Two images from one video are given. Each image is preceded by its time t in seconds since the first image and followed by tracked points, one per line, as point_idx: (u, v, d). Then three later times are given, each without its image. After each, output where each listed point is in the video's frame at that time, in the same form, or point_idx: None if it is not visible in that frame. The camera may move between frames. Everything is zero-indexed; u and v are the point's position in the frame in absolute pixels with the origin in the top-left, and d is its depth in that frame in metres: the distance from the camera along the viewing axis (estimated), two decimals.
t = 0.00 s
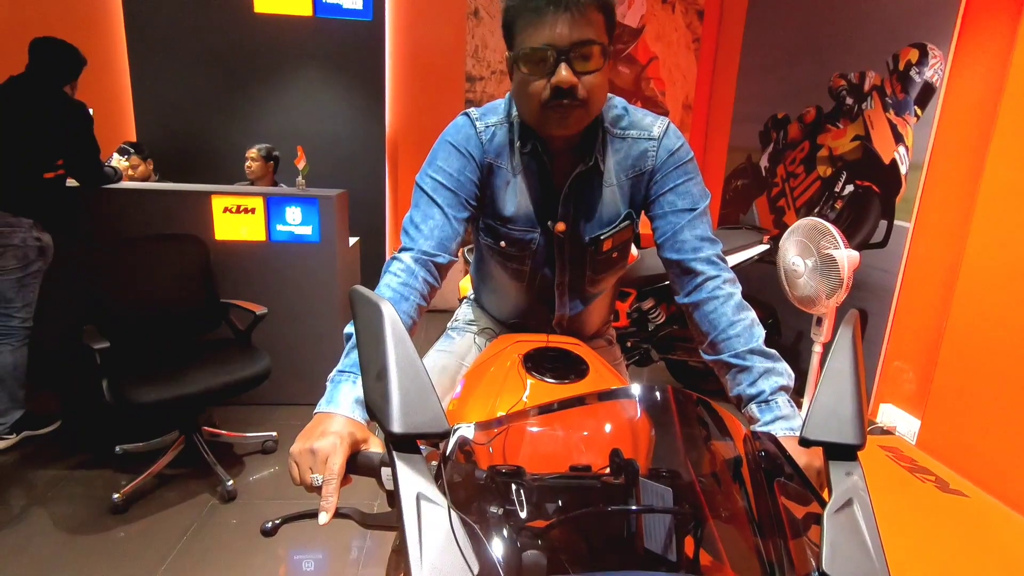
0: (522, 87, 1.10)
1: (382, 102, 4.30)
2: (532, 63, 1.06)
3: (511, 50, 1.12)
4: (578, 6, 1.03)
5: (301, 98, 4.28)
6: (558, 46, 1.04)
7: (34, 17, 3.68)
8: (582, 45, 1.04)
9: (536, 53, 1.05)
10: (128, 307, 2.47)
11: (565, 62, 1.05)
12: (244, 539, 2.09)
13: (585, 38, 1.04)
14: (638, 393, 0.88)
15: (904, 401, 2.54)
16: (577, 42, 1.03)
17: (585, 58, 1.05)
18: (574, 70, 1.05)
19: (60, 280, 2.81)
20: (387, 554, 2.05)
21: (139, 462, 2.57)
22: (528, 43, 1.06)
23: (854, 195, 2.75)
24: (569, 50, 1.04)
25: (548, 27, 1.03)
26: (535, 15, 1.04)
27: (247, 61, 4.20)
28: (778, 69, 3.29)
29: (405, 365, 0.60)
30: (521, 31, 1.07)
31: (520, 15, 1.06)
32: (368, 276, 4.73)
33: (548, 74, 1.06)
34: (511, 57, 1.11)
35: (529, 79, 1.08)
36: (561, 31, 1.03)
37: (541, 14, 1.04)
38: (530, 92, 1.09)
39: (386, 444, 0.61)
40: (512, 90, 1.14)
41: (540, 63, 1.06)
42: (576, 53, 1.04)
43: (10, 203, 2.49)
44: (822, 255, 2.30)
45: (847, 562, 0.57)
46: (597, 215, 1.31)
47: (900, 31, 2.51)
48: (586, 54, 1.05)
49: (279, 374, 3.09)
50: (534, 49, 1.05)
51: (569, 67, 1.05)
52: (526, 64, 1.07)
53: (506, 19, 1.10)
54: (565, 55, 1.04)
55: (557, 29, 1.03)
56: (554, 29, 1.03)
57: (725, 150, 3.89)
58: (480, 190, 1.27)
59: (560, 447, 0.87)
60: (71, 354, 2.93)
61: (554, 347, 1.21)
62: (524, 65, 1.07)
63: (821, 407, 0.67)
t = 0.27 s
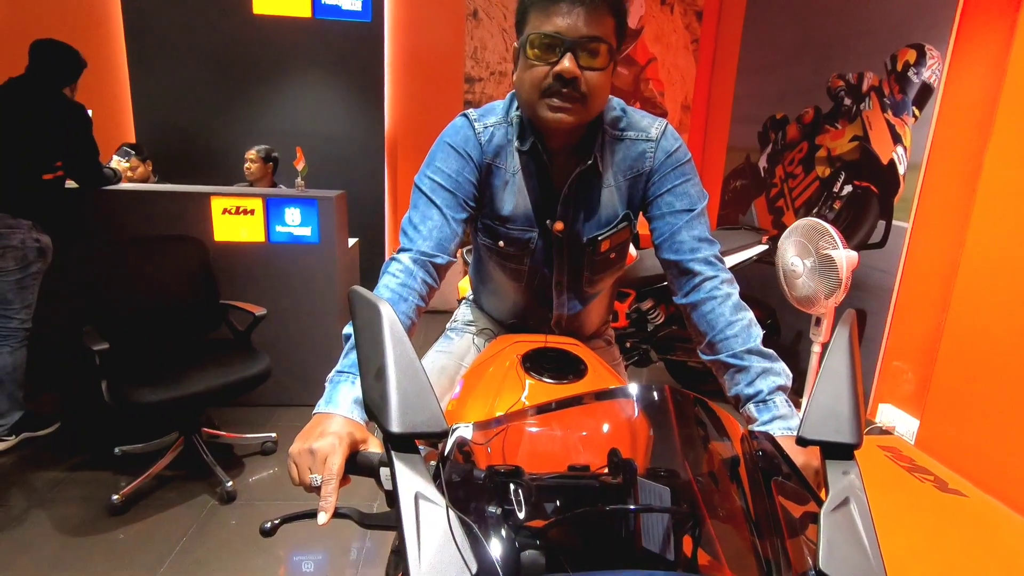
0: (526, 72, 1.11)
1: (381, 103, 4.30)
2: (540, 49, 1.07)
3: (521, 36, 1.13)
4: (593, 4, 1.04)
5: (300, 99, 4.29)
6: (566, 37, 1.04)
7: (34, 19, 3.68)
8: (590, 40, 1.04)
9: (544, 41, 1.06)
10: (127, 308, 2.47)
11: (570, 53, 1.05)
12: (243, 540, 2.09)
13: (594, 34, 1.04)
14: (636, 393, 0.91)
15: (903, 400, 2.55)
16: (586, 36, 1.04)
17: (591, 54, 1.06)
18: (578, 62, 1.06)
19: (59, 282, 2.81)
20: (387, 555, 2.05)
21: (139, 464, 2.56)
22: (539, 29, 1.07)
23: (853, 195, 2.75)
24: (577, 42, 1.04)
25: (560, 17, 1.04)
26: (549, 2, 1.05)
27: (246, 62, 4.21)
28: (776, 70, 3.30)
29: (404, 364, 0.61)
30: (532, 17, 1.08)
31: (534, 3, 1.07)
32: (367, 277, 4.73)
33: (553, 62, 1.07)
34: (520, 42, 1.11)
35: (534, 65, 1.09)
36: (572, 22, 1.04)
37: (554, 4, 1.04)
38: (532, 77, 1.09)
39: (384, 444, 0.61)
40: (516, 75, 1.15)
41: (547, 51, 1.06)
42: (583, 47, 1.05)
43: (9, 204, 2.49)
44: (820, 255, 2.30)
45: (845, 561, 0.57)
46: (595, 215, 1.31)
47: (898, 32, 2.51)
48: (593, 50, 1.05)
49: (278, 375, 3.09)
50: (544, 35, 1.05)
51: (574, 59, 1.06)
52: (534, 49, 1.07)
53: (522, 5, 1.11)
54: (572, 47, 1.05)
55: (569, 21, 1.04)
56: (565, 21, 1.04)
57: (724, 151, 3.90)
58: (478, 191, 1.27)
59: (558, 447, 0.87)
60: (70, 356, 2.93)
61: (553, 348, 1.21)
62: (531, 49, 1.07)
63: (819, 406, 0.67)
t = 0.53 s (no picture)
0: (526, 72, 1.11)
1: (379, 105, 4.31)
2: (541, 50, 1.07)
3: (522, 36, 1.13)
4: (596, 8, 1.04)
5: (298, 102, 4.29)
6: (568, 39, 1.05)
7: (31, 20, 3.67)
8: (592, 43, 1.05)
9: (546, 41, 1.06)
10: (124, 310, 2.47)
11: (571, 55, 1.06)
12: (241, 542, 2.09)
13: (595, 38, 1.05)
14: (631, 393, 0.91)
15: (900, 402, 2.55)
16: (588, 39, 1.05)
17: (592, 57, 1.06)
18: (579, 64, 1.06)
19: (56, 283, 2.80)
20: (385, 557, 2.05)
21: (136, 466, 2.56)
22: (541, 30, 1.07)
23: (849, 197, 2.76)
24: (579, 45, 1.05)
25: (563, 19, 1.05)
26: (553, 4, 1.06)
27: (244, 64, 4.21)
28: (773, 72, 3.31)
29: (402, 366, 0.61)
30: (534, 17, 1.08)
31: (537, 3, 1.07)
32: (365, 279, 4.73)
33: (553, 63, 1.07)
34: (521, 42, 1.12)
35: (534, 65, 1.09)
36: (574, 24, 1.04)
37: (556, 6, 1.05)
38: (532, 77, 1.09)
39: (381, 445, 0.61)
40: (515, 74, 1.15)
41: (548, 51, 1.07)
42: (585, 49, 1.05)
43: (6, 206, 2.48)
44: (817, 257, 2.31)
45: (839, 561, 0.58)
46: (592, 217, 1.31)
47: (893, 35, 2.53)
48: (594, 53, 1.06)
49: (275, 377, 3.09)
50: (545, 36, 1.06)
51: (575, 61, 1.06)
52: (534, 49, 1.08)
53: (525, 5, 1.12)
54: (573, 48, 1.05)
55: (571, 23, 1.04)
56: (567, 22, 1.04)
57: (721, 153, 3.91)
58: (476, 192, 1.28)
59: (554, 448, 0.87)
60: (67, 358, 2.93)
61: (550, 349, 1.22)
62: (532, 49, 1.08)
63: (813, 407, 0.68)
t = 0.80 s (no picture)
0: (525, 71, 1.11)
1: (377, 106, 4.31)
2: (540, 50, 1.07)
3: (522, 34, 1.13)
4: (596, 9, 1.04)
5: (296, 103, 4.29)
6: (567, 40, 1.05)
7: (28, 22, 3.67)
8: (591, 45, 1.05)
9: (545, 41, 1.06)
10: (122, 312, 2.47)
11: (570, 56, 1.06)
12: (240, 544, 2.09)
13: (594, 39, 1.05)
14: (628, 391, 0.90)
15: (897, 400, 2.56)
16: (588, 41, 1.05)
17: (591, 59, 1.06)
18: (578, 66, 1.06)
19: (53, 285, 2.80)
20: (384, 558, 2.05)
21: (134, 468, 2.55)
22: (540, 30, 1.07)
23: (846, 197, 2.76)
24: (578, 47, 1.05)
25: (562, 20, 1.04)
26: (553, 4, 1.05)
27: (241, 66, 4.21)
28: (770, 72, 3.32)
29: (399, 366, 0.61)
30: (534, 17, 1.08)
31: (537, 2, 1.07)
32: (363, 280, 4.73)
33: (553, 64, 1.07)
34: (520, 40, 1.11)
35: (533, 65, 1.09)
36: (573, 25, 1.04)
37: (556, 7, 1.05)
38: (531, 77, 1.10)
39: (379, 444, 0.61)
40: (514, 73, 1.15)
41: (547, 52, 1.07)
42: (584, 50, 1.05)
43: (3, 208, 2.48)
44: (815, 256, 2.31)
45: (835, 558, 0.58)
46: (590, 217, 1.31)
47: (889, 35, 2.54)
48: (594, 55, 1.06)
49: (274, 379, 3.09)
50: (544, 37, 1.05)
51: (574, 62, 1.06)
52: (534, 49, 1.07)
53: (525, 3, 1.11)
54: (572, 50, 1.05)
55: (571, 24, 1.04)
56: (567, 23, 1.04)
57: (719, 153, 3.91)
58: (474, 192, 1.28)
59: (552, 447, 0.88)
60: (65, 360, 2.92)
61: (548, 349, 1.22)
62: (531, 49, 1.08)
63: (810, 405, 0.68)
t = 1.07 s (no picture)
0: (524, 75, 1.11)
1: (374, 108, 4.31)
2: (540, 54, 1.08)
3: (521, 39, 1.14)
4: (596, 14, 1.05)
5: (294, 104, 4.29)
6: (567, 45, 1.06)
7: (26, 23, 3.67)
8: (591, 50, 1.06)
9: (545, 46, 1.07)
10: (119, 314, 2.46)
11: (570, 61, 1.06)
12: (235, 546, 2.09)
13: (594, 44, 1.06)
14: (622, 393, 0.91)
15: (893, 402, 2.57)
16: (587, 46, 1.06)
17: (591, 64, 1.07)
18: (578, 71, 1.07)
19: (50, 287, 2.80)
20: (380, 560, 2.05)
21: (130, 470, 2.55)
22: (540, 34, 1.08)
23: (843, 199, 2.77)
24: (578, 51, 1.06)
25: (562, 24, 1.05)
26: (553, 9, 1.06)
27: (239, 67, 4.21)
28: (767, 75, 3.33)
29: (393, 367, 0.61)
30: (534, 21, 1.08)
31: (537, 7, 1.07)
32: (360, 281, 4.73)
33: (553, 68, 1.08)
34: (520, 44, 1.12)
35: (533, 69, 1.09)
36: (573, 30, 1.05)
37: (556, 11, 1.06)
38: (531, 81, 1.10)
39: (373, 445, 0.61)
40: (513, 77, 1.15)
41: (547, 56, 1.08)
42: (584, 55, 1.06)
43: None
44: (811, 259, 2.32)
45: (828, 559, 0.58)
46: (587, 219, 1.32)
47: (885, 38, 2.55)
48: (593, 60, 1.07)
49: (271, 380, 3.08)
50: (544, 41, 1.06)
51: (574, 66, 1.07)
52: (534, 53, 1.08)
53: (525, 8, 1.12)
54: (573, 54, 1.06)
55: (571, 29, 1.05)
56: (567, 28, 1.05)
57: (716, 155, 3.92)
58: (471, 194, 1.28)
59: (545, 448, 0.88)
60: (60, 362, 2.91)
61: (543, 350, 1.22)
62: (531, 53, 1.08)
63: (803, 406, 0.68)
